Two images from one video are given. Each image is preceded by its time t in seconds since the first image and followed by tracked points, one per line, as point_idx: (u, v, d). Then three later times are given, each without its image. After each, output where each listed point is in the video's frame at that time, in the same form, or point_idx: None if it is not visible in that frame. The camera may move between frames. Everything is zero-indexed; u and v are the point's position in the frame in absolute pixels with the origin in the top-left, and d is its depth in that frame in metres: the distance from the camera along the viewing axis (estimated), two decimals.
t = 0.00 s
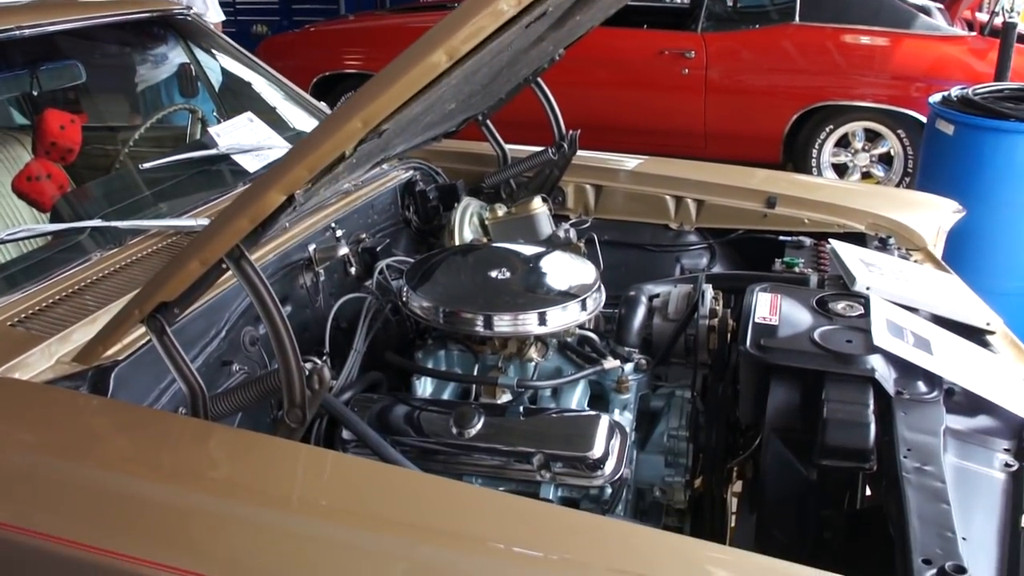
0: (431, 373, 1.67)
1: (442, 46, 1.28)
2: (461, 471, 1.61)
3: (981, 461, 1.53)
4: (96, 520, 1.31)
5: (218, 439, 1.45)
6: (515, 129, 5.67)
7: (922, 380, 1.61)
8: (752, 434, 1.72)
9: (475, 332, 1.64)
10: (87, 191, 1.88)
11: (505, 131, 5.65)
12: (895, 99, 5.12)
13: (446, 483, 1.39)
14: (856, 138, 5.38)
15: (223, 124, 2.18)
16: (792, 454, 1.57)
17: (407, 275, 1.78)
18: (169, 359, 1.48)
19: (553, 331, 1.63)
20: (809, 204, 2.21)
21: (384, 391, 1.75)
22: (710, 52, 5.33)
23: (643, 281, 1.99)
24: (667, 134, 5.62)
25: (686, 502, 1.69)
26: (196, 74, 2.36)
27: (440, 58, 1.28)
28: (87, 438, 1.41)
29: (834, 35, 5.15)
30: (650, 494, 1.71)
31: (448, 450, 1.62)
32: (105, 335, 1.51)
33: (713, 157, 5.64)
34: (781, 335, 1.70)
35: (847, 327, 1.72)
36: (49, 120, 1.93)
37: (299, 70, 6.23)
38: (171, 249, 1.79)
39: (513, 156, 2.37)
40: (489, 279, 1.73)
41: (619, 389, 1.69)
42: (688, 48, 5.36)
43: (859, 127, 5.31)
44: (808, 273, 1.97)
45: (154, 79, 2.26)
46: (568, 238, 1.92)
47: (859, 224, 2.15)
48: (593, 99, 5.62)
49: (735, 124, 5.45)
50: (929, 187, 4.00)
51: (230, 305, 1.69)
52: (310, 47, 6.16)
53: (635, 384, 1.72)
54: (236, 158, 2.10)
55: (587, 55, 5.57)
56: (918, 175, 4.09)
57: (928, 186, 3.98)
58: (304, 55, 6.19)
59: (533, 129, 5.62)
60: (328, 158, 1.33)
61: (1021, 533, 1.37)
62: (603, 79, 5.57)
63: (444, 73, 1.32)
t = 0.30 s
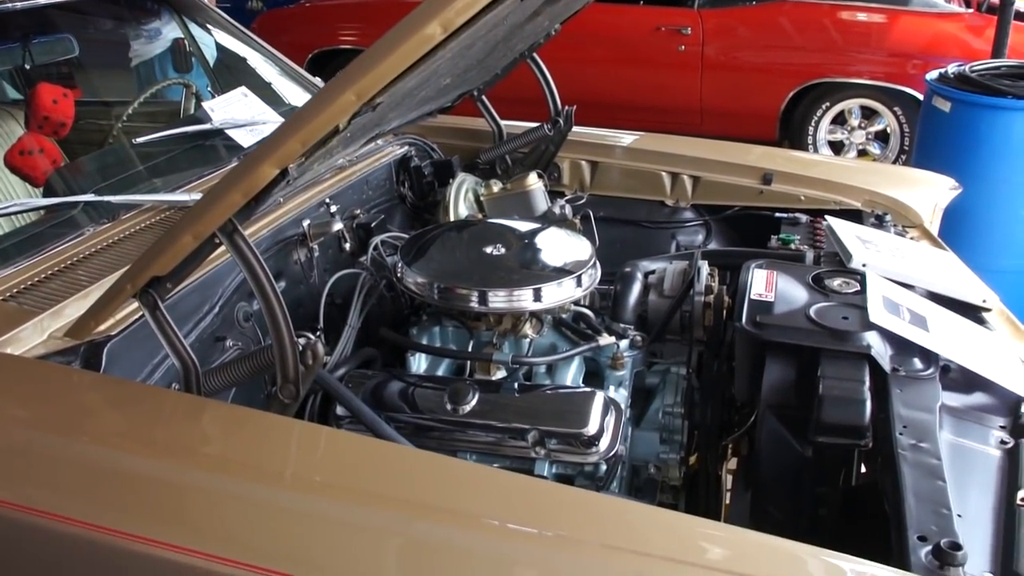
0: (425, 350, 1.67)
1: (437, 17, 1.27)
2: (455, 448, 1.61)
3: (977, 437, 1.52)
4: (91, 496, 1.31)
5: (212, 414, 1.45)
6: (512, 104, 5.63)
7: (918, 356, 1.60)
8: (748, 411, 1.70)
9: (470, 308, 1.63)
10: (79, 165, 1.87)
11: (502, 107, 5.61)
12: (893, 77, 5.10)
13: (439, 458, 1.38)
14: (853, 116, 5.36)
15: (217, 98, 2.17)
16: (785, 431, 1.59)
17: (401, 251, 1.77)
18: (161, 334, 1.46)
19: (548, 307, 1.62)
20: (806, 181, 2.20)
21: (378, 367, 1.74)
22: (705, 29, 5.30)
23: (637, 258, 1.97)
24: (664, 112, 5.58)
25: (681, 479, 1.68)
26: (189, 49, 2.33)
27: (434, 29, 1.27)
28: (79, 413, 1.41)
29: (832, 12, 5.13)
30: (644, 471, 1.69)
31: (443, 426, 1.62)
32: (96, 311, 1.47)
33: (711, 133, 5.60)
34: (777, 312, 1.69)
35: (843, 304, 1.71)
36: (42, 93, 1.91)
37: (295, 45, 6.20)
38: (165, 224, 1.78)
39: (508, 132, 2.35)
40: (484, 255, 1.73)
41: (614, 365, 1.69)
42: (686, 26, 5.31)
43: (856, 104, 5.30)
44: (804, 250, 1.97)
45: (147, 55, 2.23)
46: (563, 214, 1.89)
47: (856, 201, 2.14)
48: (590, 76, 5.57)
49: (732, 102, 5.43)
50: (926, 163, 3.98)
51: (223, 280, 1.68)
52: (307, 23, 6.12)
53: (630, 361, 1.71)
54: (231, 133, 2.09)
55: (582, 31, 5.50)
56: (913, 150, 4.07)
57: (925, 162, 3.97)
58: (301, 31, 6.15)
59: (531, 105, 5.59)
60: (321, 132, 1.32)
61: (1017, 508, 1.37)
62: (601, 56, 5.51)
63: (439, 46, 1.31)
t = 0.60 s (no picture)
0: (435, 339, 1.66)
1: (448, 4, 1.25)
2: (464, 437, 1.61)
3: (988, 430, 1.51)
4: (99, 483, 1.31)
5: (221, 402, 1.44)
6: (519, 92, 5.62)
7: (929, 348, 1.59)
8: (757, 402, 1.71)
9: (479, 298, 1.63)
10: (88, 151, 1.86)
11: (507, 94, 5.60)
12: (903, 66, 5.10)
13: (448, 448, 1.37)
14: (863, 106, 5.33)
15: (226, 85, 2.15)
16: (797, 423, 1.57)
17: (411, 239, 1.77)
18: (170, 322, 1.45)
19: (558, 297, 1.62)
20: (817, 170, 2.19)
21: (387, 356, 1.74)
22: (716, 17, 5.27)
23: (648, 247, 1.96)
24: (672, 99, 5.56)
25: (690, 472, 1.70)
26: (198, 34, 2.31)
27: (446, 16, 1.25)
28: (87, 400, 1.41)
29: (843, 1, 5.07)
30: (654, 462, 1.70)
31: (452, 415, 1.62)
32: (105, 297, 1.47)
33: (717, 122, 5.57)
34: (788, 303, 1.68)
35: (855, 295, 1.70)
36: (51, 79, 1.90)
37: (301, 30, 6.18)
38: (174, 210, 1.77)
39: (518, 120, 2.34)
40: (494, 244, 1.72)
41: (624, 356, 1.68)
42: (695, 13, 5.28)
43: (866, 93, 5.27)
44: (815, 240, 1.96)
45: (156, 41, 2.22)
46: (573, 203, 1.89)
47: (867, 191, 2.13)
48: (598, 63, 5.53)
49: (742, 90, 5.42)
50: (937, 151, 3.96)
51: (233, 267, 1.67)
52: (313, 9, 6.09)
53: (640, 351, 1.70)
54: (239, 120, 2.08)
55: (591, 17, 5.44)
56: (924, 139, 4.06)
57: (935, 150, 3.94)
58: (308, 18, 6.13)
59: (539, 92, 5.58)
60: (331, 120, 1.31)
61: None
62: (609, 44, 5.49)
63: (450, 32, 1.29)
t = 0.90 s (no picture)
0: (446, 344, 1.66)
1: (463, 10, 1.25)
2: (474, 443, 1.61)
3: (1001, 439, 1.49)
4: (109, 487, 1.31)
5: (232, 407, 1.44)
6: (529, 98, 5.62)
7: (942, 357, 1.58)
8: (769, 410, 1.70)
9: (490, 303, 1.63)
10: (100, 155, 1.86)
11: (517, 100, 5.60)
12: (915, 73, 5.09)
13: (461, 454, 1.37)
14: (875, 112, 5.32)
15: (238, 89, 2.16)
16: (809, 430, 1.57)
17: (423, 244, 1.77)
18: (182, 326, 1.45)
19: (569, 303, 1.62)
20: (829, 177, 2.18)
21: (398, 361, 1.74)
22: (728, 23, 5.24)
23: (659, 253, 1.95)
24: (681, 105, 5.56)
25: (701, 478, 1.69)
26: (210, 39, 2.31)
27: (460, 22, 1.26)
28: (97, 404, 1.41)
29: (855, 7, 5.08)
30: (665, 470, 1.69)
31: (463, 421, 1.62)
32: (116, 301, 1.46)
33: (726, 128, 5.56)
34: (800, 310, 1.68)
35: (867, 302, 1.69)
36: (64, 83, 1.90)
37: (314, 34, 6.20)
38: (186, 215, 1.78)
39: (530, 126, 2.34)
40: (506, 250, 1.72)
41: (635, 362, 1.67)
42: (708, 19, 5.26)
43: (878, 100, 5.25)
44: (828, 247, 1.95)
45: (168, 46, 2.22)
46: (584, 209, 1.88)
47: (879, 198, 2.12)
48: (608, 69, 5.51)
49: (751, 95, 5.38)
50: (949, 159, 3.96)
51: (244, 272, 1.67)
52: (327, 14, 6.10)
53: (652, 357, 1.70)
54: (252, 125, 2.08)
55: (601, 23, 5.44)
56: (937, 146, 4.05)
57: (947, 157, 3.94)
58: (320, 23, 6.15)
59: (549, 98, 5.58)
60: (345, 126, 1.31)
61: None
62: (620, 50, 5.47)
63: (464, 38, 1.29)
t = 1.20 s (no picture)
0: (462, 348, 1.65)
1: (484, 15, 1.25)
2: (490, 448, 1.60)
3: (1022, 449, 1.48)
4: (124, 487, 1.31)
5: (250, 410, 1.44)
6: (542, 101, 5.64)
7: (961, 365, 1.57)
8: (785, 417, 1.70)
9: (507, 308, 1.63)
10: (118, 157, 1.87)
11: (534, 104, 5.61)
12: (930, 79, 5.06)
13: (482, 460, 1.37)
14: (890, 119, 5.30)
15: (255, 92, 2.16)
16: (826, 437, 1.56)
17: (439, 248, 1.77)
18: (200, 329, 1.45)
19: (586, 308, 1.62)
20: (846, 184, 2.18)
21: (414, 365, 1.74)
22: (743, 29, 5.26)
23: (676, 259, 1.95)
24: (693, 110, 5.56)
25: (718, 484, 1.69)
26: (227, 42, 2.31)
27: (481, 27, 1.26)
28: (114, 404, 1.41)
29: (871, 13, 5.05)
30: (681, 476, 1.69)
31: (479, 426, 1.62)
32: (136, 303, 1.46)
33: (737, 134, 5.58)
34: (817, 317, 1.67)
35: (885, 310, 1.68)
36: (82, 83, 1.92)
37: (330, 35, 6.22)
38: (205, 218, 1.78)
39: (546, 131, 2.34)
40: (522, 254, 1.72)
41: (651, 368, 1.67)
42: (722, 24, 5.28)
43: (895, 106, 5.24)
44: (845, 254, 1.95)
45: (184, 48, 2.21)
46: (601, 214, 1.88)
47: (896, 206, 2.11)
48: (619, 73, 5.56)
49: (764, 100, 5.40)
50: (966, 165, 3.95)
51: (262, 274, 1.66)
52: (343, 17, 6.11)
53: (668, 363, 1.69)
54: (270, 128, 2.08)
55: (615, 29, 5.49)
56: (953, 153, 4.04)
57: (964, 164, 3.92)
58: (336, 25, 6.17)
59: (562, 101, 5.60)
60: (365, 130, 1.31)
61: None
62: (633, 54, 5.51)
63: (485, 44, 1.30)
